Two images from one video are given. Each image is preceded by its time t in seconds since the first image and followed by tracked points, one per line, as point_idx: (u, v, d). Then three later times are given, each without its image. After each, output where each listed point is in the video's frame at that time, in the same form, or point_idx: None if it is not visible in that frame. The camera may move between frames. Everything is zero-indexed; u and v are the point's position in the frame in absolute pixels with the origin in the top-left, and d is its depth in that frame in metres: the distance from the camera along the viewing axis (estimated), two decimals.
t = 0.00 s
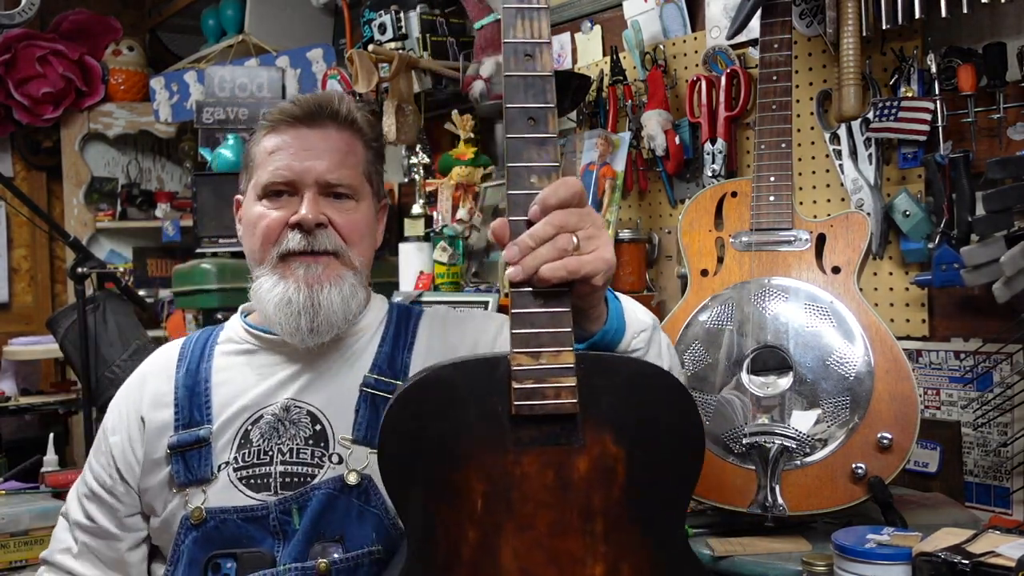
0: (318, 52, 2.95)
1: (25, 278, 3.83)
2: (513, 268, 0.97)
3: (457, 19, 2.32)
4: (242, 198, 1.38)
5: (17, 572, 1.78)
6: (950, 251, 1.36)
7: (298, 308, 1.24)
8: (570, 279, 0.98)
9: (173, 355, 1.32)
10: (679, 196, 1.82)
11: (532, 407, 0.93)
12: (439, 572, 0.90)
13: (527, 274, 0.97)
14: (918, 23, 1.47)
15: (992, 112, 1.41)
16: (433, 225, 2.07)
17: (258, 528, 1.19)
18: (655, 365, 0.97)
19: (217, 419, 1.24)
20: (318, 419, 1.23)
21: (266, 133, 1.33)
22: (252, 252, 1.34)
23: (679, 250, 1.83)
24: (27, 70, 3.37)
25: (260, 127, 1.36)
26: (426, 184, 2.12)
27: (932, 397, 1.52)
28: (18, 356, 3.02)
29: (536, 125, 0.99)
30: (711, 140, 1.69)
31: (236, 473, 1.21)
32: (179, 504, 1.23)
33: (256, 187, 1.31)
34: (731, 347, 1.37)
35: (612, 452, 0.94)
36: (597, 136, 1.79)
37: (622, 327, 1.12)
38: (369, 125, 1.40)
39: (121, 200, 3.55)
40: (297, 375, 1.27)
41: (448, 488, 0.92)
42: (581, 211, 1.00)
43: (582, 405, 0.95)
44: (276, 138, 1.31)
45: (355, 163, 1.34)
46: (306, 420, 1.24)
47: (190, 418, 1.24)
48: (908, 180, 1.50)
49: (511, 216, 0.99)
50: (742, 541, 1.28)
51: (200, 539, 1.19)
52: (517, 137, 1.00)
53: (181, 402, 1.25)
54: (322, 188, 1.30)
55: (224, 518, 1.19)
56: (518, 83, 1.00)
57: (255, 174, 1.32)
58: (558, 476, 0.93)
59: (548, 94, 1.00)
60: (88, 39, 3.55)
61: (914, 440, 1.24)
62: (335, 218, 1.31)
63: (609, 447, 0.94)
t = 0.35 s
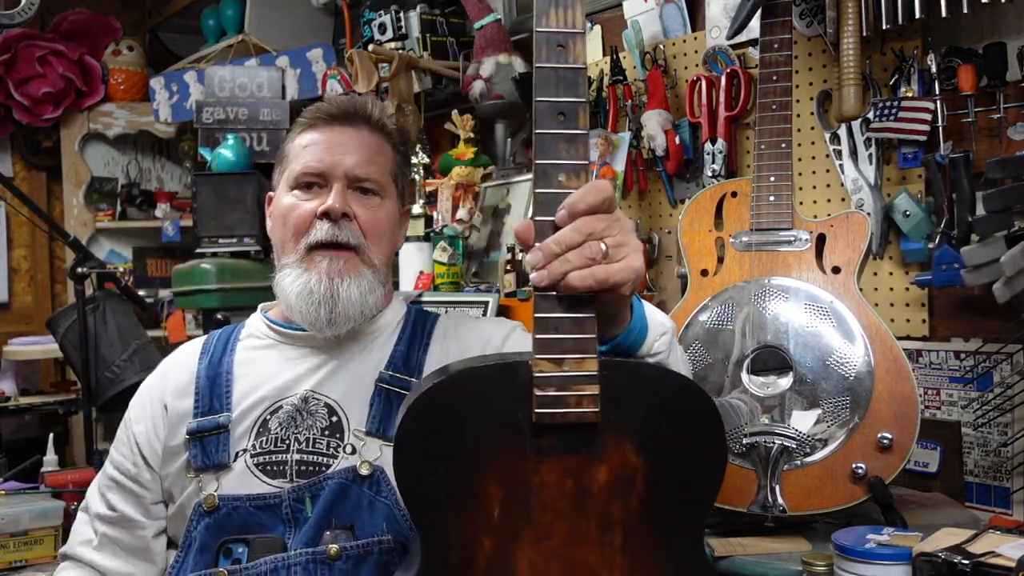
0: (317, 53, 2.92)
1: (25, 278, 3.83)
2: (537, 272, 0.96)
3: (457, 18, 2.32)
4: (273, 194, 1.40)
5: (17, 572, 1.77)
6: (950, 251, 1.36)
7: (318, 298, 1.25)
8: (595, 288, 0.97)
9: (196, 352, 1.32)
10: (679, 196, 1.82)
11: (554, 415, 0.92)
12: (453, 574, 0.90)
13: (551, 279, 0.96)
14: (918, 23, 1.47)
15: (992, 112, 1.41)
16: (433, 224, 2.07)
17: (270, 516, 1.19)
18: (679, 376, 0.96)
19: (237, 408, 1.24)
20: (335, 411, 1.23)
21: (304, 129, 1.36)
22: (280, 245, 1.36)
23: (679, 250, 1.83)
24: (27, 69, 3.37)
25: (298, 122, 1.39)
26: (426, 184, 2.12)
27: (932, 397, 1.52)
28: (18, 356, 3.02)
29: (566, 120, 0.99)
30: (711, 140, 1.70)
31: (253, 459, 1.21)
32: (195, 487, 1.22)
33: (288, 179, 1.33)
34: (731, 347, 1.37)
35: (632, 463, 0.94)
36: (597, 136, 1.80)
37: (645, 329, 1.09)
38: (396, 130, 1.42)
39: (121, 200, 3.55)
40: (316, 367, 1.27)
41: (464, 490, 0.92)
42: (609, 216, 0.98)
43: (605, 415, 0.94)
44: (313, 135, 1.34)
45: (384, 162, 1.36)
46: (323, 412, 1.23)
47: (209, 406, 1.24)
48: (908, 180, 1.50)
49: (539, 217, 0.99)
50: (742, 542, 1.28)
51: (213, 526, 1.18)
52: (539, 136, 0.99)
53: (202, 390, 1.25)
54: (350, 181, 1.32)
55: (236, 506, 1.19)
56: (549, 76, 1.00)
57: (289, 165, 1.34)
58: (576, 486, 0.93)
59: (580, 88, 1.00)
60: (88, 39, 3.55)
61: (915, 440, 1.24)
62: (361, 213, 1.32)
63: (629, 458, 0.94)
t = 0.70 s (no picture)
0: (317, 52, 2.93)
1: (25, 278, 3.83)
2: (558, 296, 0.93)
3: (457, 18, 2.32)
4: (265, 195, 1.39)
5: (17, 572, 1.77)
6: (950, 251, 1.36)
7: (313, 298, 1.25)
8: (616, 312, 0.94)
9: (192, 350, 1.33)
10: (679, 196, 1.82)
11: (571, 440, 0.90)
12: None
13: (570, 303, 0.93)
14: (918, 23, 1.47)
15: (993, 112, 1.41)
16: (433, 224, 2.07)
17: (264, 515, 1.17)
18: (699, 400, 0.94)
19: (233, 405, 1.24)
20: (330, 410, 1.23)
21: (295, 127, 1.37)
22: (271, 243, 1.35)
23: (679, 250, 1.83)
24: (27, 69, 3.38)
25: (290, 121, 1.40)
26: (426, 184, 2.12)
27: (932, 397, 1.52)
28: (18, 356, 3.02)
29: (587, 139, 0.98)
30: (711, 140, 1.70)
31: (250, 458, 1.21)
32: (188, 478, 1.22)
33: (281, 177, 1.33)
34: (730, 347, 1.37)
35: (649, 487, 0.92)
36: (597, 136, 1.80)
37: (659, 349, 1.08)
38: (389, 129, 1.43)
39: (121, 200, 3.55)
40: (310, 364, 1.27)
41: (477, 514, 0.89)
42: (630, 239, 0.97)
43: (622, 439, 0.92)
44: (306, 133, 1.34)
45: (375, 160, 1.36)
46: (318, 410, 1.23)
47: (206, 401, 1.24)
48: (908, 180, 1.50)
49: (559, 240, 0.97)
50: (743, 543, 1.28)
51: (206, 525, 1.16)
52: (560, 155, 0.98)
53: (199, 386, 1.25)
54: (342, 179, 1.32)
55: (229, 504, 1.16)
56: (571, 93, 0.98)
57: (282, 164, 1.34)
58: (592, 510, 0.91)
59: (602, 106, 0.99)
60: (88, 39, 3.55)
61: (915, 441, 1.24)
62: (353, 210, 1.32)
63: (646, 481, 0.92)
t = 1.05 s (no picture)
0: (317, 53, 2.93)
1: (25, 278, 3.83)
2: (561, 299, 0.92)
3: (457, 18, 2.32)
4: (264, 194, 1.38)
5: (17, 572, 1.77)
6: (950, 251, 1.36)
7: (310, 292, 1.26)
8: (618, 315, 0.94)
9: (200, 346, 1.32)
10: (679, 196, 1.82)
11: (573, 443, 0.90)
12: None
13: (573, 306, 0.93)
14: (918, 23, 1.47)
15: (993, 112, 1.41)
16: (433, 224, 2.07)
17: (271, 518, 1.17)
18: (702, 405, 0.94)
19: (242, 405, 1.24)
20: (337, 413, 1.23)
21: (294, 126, 1.36)
22: (271, 245, 1.35)
23: (679, 250, 1.83)
24: (27, 69, 3.37)
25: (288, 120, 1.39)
26: (427, 185, 2.12)
27: (932, 397, 1.52)
28: (18, 356, 3.02)
29: (588, 144, 0.99)
30: (711, 140, 1.70)
31: (258, 460, 1.21)
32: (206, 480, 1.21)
33: (279, 177, 1.33)
34: (731, 347, 1.37)
35: (651, 490, 0.92)
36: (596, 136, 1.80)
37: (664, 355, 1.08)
38: (389, 124, 1.43)
39: (121, 200, 3.55)
40: (312, 365, 1.27)
41: (482, 517, 0.90)
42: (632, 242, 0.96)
43: (625, 443, 0.93)
44: (304, 131, 1.34)
45: (375, 158, 1.37)
46: (325, 413, 1.23)
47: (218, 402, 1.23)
48: (908, 180, 1.50)
49: (562, 243, 0.97)
50: (743, 542, 1.28)
51: (215, 526, 1.17)
52: (562, 160, 0.98)
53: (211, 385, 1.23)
54: (341, 178, 1.33)
55: (239, 507, 1.17)
56: (573, 99, 0.98)
57: (280, 164, 1.34)
58: (594, 513, 0.91)
59: (603, 112, 0.99)
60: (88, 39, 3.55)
61: (915, 441, 1.24)
62: (352, 211, 1.33)
63: (648, 485, 0.93)
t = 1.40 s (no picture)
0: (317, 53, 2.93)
1: (25, 278, 3.83)
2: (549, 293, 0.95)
3: (457, 18, 2.32)
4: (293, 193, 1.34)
5: (17, 572, 1.77)
6: (950, 251, 1.35)
7: (338, 311, 1.23)
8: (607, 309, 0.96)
9: (198, 351, 1.32)
10: (679, 196, 1.82)
11: (561, 431, 0.91)
12: None
13: (562, 299, 0.95)
14: (918, 23, 1.47)
15: (992, 112, 1.42)
16: (432, 224, 2.07)
17: (274, 520, 1.17)
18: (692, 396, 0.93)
19: (241, 411, 1.24)
20: (340, 415, 1.22)
21: (327, 131, 1.33)
22: (295, 249, 1.32)
23: (679, 250, 1.83)
24: (27, 69, 3.38)
25: (321, 121, 1.35)
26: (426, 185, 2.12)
27: (932, 397, 1.52)
28: (18, 356, 3.02)
29: (581, 145, 0.99)
30: (711, 140, 1.70)
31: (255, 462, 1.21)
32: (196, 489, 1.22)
33: (312, 183, 1.29)
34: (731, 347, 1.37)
35: (640, 480, 0.91)
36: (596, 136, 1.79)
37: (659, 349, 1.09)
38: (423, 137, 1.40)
39: (121, 200, 3.55)
40: (327, 373, 1.26)
41: (474, 509, 0.91)
42: (621, 239, 0.97)
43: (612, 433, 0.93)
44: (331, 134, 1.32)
45: (409, 173, 1.34)
46: (327, 415, 1.22)
47: (211, 409, 1.24)
48: (908, 180, 1.50)
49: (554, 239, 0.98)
50: (742, 542, 1.28)
51: (218, 530, 1.18)
52: (556, 160, 0.99)
53: (204, 391, 1.25)
54: (376, 194, 1.29)
55: (240, 509, 1.18)
56: (566, 101, 0.99)
57: (311, 170, 1.30)
58: (583, 500, 0.91)
59: (597, 113, 0.99)
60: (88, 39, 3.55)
61: (915, 440, 1.24)
62: (384, 227, 1.30)
63: (638, 474, 0.92)
